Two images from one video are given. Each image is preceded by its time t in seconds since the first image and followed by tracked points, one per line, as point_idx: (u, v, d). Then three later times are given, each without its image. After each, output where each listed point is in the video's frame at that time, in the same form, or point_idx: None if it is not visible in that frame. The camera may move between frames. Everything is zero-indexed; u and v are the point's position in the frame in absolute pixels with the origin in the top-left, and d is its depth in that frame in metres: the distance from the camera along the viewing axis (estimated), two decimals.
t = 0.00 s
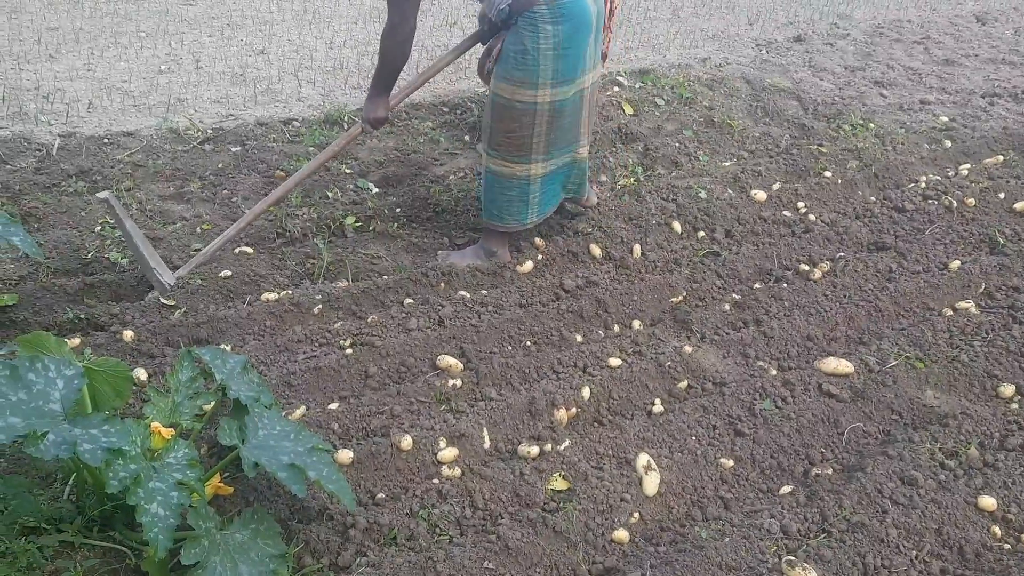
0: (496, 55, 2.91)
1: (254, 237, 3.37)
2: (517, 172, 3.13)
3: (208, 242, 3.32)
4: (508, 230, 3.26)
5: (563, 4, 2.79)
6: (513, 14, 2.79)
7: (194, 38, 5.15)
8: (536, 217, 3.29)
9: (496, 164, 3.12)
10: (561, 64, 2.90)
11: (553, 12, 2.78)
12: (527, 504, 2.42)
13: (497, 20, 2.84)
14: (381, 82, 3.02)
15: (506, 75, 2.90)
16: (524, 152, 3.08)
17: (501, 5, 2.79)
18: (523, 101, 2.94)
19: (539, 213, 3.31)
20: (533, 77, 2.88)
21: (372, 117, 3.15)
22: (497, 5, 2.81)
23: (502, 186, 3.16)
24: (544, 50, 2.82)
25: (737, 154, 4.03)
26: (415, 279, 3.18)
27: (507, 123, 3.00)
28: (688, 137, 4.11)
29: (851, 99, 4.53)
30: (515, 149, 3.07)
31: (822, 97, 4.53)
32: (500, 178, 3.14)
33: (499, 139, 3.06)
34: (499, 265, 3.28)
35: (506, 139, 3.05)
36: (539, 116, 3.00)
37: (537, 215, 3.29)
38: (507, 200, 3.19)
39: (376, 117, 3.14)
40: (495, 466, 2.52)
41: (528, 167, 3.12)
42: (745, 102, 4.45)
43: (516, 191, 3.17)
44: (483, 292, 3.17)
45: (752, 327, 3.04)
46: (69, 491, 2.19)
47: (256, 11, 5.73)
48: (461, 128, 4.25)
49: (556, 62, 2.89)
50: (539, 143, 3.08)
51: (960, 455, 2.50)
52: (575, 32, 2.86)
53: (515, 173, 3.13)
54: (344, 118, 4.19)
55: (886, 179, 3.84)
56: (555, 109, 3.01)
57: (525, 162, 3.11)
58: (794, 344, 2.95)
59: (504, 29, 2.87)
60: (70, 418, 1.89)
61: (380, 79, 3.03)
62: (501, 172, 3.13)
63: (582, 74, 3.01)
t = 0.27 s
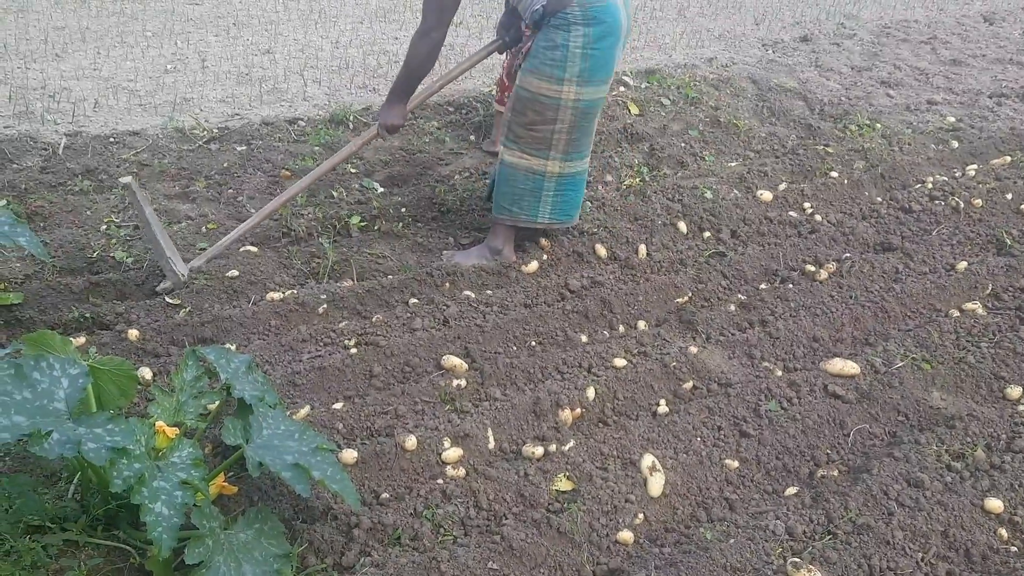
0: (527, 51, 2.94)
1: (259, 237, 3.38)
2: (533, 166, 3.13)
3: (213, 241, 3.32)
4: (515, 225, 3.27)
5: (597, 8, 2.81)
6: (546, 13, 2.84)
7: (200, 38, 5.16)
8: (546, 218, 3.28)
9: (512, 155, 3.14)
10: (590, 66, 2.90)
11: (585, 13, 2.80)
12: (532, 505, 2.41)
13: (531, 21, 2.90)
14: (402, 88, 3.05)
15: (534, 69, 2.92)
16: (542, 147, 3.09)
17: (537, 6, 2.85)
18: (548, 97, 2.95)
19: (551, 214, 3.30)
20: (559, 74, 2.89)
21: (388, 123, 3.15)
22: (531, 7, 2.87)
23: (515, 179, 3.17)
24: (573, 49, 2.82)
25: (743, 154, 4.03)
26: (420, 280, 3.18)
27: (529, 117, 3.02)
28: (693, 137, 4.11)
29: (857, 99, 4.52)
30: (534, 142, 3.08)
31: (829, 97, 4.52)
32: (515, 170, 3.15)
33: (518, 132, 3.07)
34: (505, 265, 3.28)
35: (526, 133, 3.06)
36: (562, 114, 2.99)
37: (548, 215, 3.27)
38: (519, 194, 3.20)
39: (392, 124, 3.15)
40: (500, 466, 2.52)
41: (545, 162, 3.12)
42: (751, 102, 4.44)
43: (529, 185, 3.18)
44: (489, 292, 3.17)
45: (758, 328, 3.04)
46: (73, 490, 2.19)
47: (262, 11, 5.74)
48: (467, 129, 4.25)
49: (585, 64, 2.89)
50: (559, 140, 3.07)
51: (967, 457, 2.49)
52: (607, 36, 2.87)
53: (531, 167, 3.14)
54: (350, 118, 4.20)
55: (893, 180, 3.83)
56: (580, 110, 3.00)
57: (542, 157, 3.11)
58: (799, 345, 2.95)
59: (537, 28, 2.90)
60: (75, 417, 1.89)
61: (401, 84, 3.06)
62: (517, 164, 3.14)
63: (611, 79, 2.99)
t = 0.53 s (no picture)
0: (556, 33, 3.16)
1: (262, 237, 3.38)
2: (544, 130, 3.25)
3: (216, 241, 3.32)
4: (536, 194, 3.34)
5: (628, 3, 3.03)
6: (580, 3, 3.07)
7: (203, 39, 5.16)
8: (557, 183, 3.38)
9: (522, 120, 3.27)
10: (614, 50, 3.12)
11: (617, 4, 3.03)
12: (534, 506, 2.40)
13: (564, 10, 3.13)
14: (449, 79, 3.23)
15: (560, 48, 3.12)
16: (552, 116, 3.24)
17: None
18: (569, 73, 3.16)
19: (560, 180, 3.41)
20: (585, 54, 3.11)
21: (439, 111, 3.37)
22: None
23: (528, 144, 3.28)
24: (601, 33, 3.04)
25: (746, 155, 4.02)
26: (424, 280, 3.17)
27: (546, 88, 3.18)
28: (696, 137, 4.11)
29: (861, 100, 4.51)
30: (547, 110, 3.23)
31: (832, 98, 4.51)
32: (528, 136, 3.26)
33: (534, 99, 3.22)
34: (508, 266, 3.28)
35: (540, 102, 3.22)
36: (575, 88, 3.20)
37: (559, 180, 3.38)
38: (534, 156, 3.30)
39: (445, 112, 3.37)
40: (502, 467, 2.52)
41: (556, 128, 3.26)
42: (754, 102, 4.44)
43: (541, 149, 3.29)
44: (491, 293, 3.17)
45: (761, 329, 3.03)
46: (76, 490, 2.19)
47: (265, 11, 5.74)
48: (470, 129, 4.25)
49: (608, 49, 3.11)
50: (570, 108, 3.25)
51: (970, 458, 2.48)
52: (636, 27, 3.08)
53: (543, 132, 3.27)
54: (353, 118, 4.20)
55: (896, 180, 3.82)
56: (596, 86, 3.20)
57: (554, 123, 3.26)
58: (802, 346, 2.95)
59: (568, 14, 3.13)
60: (78, 418, 1.89)
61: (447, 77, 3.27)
62: (530, 131, 3.26)
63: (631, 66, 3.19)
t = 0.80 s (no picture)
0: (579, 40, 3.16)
1: (264, 238, 3.38)
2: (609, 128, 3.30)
3: (218, 242, 3.33)
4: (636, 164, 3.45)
5: None
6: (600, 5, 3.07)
7: (205, 39, 5.16)
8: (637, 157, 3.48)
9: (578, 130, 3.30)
10: (642, 43, 3.14)
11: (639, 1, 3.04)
12: (537, 507, 2.40)
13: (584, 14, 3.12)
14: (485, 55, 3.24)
15: (590, 57, 3.14)
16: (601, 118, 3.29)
17: None
18: (604, 78, 3.18)
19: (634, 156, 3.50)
20: (617, 57, 3.13)
21: (479, 93, 3.33)
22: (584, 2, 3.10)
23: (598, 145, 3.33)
24: (628, 34, 3.05)
25: (748, 155, 4.03)
26: (426, 281, 3.17)
27: (588, 96, 3.21)
28: (698, 138, 4.11)
29: (863, 100, 4.51)
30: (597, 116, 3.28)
31: (834, 98, 4.51)
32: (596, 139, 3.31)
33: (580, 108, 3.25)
34: (510, 267, 3.28)
35: (586, 110, 3.25)
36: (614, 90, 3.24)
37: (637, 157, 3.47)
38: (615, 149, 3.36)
39: (482, 93, 3.32)
40: (505, 468, 2.52)
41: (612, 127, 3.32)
42: (756, 103, 4.44)
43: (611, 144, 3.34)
44: (494, 293, 3.17)
45: (763, 330, 3.04)
46: (79, 491, 2.19)
47: (267, 12, 5.74)
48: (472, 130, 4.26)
49: (637, 45, 3.13)
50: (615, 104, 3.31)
51: (973, 460, 2.48)
52: (658, 17, 3.10)
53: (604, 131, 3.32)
54: (355, 119, 4.21)
55: (898, 181, 3.82)
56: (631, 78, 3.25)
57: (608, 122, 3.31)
58: (804, 346, 2.95)
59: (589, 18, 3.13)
60: (81, 419, 1.90)
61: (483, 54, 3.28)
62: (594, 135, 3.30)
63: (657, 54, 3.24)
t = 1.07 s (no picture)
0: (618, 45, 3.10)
1: (266, 238, 3.38)
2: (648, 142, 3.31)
3: (220, 243, 3.33)
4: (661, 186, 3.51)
5: None
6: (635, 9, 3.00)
7: (207, 40, 5.17)
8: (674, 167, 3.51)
9: (625, 142, 3.33)
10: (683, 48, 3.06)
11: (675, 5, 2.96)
12: (538, 507, 2.40)
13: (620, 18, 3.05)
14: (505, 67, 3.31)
15: (630, 63, 3.08)
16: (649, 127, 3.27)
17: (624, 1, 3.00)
18: (646, 85, 3.13)
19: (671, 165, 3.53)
20: (658, 63, 3.07)
21: (499, 103, 3.43)
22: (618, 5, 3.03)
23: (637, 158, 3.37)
24: (665, 41, 2.99)
25: (749, 155, 4.03)
26: (428, 281, 3.17)
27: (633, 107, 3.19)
28: (700, 138, 4.11)
29: (865, 100, 4.51)
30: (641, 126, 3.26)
31: (836, 98, 4.51)
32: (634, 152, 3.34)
33: (626, 118, 3.24)
34: (512, 267, 3.28)
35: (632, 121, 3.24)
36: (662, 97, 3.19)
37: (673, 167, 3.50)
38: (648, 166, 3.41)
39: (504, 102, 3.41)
40: (507, 469, 2.52)
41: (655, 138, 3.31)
42: (758, 103, 4.44)
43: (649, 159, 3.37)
44: (495, 294, 3.17)
45: (765, 330, 3.04)
46: (81, 492, 2.19)
47: (268, 12, 5.74)
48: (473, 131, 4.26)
49: (677, 50, 3.06)
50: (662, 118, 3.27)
51: (975, 460, 2.48)
52: (696, 19, 3.02)
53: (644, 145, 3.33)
54: (356, 120, 4.21)
55: (900, 181, 3.82)
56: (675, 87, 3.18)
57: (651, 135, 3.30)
58: (806, 347, 2.95)
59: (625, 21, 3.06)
60: (82, 420, 1.89)
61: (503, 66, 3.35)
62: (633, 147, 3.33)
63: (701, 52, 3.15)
